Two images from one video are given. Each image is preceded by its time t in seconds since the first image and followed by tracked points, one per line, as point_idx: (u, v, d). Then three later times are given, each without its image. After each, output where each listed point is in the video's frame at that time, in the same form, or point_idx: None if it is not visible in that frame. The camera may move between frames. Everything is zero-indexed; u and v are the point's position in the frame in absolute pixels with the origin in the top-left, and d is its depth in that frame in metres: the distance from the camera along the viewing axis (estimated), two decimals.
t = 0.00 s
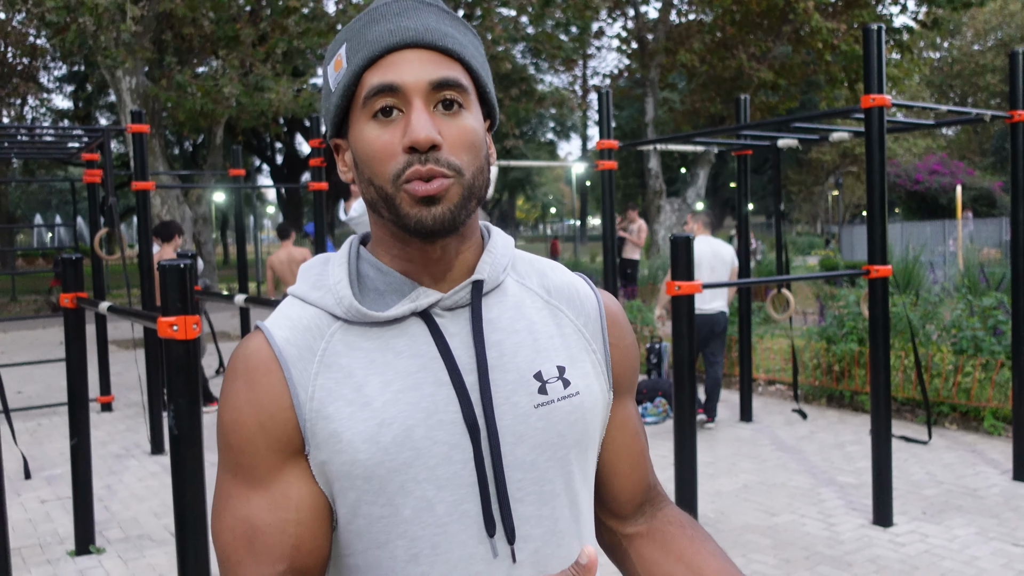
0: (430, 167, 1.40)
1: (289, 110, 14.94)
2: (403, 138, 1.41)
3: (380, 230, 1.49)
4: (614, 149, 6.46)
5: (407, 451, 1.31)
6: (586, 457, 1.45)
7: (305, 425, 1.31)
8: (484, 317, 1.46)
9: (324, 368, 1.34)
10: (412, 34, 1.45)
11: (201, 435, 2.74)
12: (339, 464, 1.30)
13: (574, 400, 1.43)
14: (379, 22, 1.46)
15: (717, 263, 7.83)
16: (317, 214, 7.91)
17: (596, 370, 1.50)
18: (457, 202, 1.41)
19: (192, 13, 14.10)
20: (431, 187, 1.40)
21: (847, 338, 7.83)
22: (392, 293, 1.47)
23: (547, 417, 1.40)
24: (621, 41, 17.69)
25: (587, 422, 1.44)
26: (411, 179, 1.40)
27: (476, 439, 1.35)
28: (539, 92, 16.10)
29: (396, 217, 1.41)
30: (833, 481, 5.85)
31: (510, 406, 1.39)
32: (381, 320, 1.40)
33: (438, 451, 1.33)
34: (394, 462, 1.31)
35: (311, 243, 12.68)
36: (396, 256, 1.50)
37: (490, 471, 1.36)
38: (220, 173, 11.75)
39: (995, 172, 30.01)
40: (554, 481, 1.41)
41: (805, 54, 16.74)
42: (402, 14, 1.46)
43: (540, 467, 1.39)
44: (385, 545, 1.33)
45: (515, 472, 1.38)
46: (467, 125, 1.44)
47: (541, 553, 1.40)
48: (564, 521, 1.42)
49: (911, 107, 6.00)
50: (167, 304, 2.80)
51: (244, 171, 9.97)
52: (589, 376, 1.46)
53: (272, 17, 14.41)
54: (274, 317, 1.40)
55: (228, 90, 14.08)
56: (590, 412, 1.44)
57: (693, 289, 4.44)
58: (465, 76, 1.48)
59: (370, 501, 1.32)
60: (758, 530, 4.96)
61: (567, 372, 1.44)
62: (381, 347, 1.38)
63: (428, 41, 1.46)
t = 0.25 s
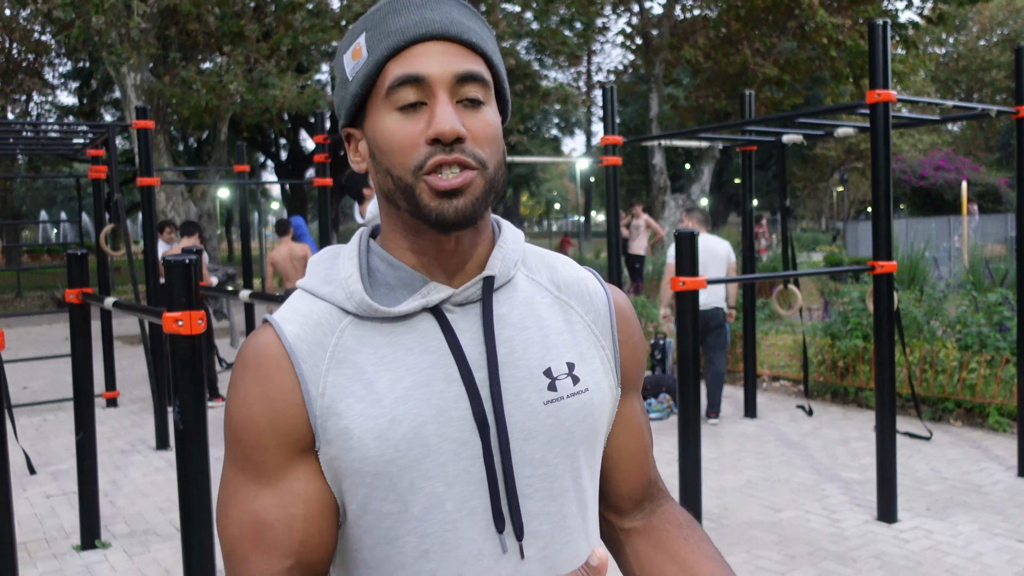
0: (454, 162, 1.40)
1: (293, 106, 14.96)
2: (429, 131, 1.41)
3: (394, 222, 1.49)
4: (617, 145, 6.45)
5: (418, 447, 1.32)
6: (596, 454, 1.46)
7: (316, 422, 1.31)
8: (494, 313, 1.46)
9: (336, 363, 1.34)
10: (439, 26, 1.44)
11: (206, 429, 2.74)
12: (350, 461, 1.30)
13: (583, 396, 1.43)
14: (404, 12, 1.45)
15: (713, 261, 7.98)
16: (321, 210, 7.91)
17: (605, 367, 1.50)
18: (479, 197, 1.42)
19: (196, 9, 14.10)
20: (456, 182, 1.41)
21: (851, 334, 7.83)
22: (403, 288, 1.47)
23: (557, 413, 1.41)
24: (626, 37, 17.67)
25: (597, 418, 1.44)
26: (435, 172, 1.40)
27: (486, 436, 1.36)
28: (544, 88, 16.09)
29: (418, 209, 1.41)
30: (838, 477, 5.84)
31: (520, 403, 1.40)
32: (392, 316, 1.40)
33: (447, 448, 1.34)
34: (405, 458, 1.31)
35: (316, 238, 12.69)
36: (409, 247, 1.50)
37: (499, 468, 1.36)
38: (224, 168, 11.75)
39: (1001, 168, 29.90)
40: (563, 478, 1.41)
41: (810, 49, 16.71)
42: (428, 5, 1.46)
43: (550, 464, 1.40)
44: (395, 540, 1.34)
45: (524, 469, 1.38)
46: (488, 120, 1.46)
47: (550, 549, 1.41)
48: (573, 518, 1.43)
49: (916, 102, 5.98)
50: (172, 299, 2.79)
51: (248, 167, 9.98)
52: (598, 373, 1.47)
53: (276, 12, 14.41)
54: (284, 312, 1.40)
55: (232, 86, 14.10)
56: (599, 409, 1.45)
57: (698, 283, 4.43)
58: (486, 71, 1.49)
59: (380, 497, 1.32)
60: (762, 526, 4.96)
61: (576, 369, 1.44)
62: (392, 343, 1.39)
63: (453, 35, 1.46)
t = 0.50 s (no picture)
0: (483, 157, 1.41)
1: (296, 101, 14.97)
2: (461, 124, 1.41)
3: (411, 215, 1.49)
4: (620, 140, 6.43)
5: (430, 440, 1.32)
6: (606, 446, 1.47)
7: (328, 413, 1.30)
8: (505, 306, 1.46)
9: (347, 355, 1.34)
10: (468, 20, 1.44)
11: (209, 424, 2.74)
12: (361, 453, 1.30)
13: (593, 389, 1.44)
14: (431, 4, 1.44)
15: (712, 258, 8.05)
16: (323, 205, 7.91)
17: (613, 361, 1.51)
18: (505, 193, 1.43)
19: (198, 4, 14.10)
20: (484, 176, 1.41)
21: (854, 330, 7.83)
22: (414, 280, 1.47)
23: (567, 406, 1.41)
24: (628, 32, 17.66)
25: (607, 411, 1.45)
26: (464, 167, 1.41)
27: (497, 429, 1.36)
28: (546, 84, 16.08)
29: (445, 202, 1.41)
30: (840, 472, 5.84)
31: (531, 395, 1.40)
32: (404, 309, 1.40)
33: (459, 440, 1.34)
34: (417, 450, 1.31)
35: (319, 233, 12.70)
36: (425, 240, 1.49)
37: (511, 460, 1.37)
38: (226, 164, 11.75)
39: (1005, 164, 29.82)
40: (573, 470, 1.42)
41: (814, 44, 16.69)
42: None
43: (560, 456, 1.41)
44: (406, 533, 1.34)
45: (534, 462, 1.39)
46: (514, 116, 1.47)
47: (560, 542, 1.41)
48: (582, 510, 1.44)
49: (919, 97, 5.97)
50: (174, 294, 2.78)
51: (251, 162, 9.98)
52: (607, 365, 1.48)
53: (278, 7, 14.40)
54: (293, 304, 1.39)
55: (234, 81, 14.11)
56: (610, 402, 1.46)
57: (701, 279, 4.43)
58: (510, 67, 1.49)
59: (391, 490, 1.32)
60: (764, 521, 4.96)
61: (586, 362, 1.45)
62: (404, 335, 1.39)
63: (482, 30, 1.46)
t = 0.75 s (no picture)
0: (496, 146, 1.41)
1: (296, 96, 14.96)
2: (473, 112, 1.40)
3: (422, 207, 1.49)
4: (621, 135, 6.42)
5: (441, 433, 1.32)
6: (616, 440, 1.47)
7: (339, 408, 1.30)
8: (515, 301, 1.46)
9: (357, 349, 1.34)
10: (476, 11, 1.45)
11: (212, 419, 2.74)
12: (373, 447, 1.30)
13: (602, 383, 1.44)
14: None
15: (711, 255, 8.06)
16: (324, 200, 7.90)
17: (620, 356, 1.51)
18: (519, 182, 1.43)
19: None
20: (496, 164, 1.41)
21: (854, 325, 7.84)
22: (424, 275, 1.47)
23: (576, 401, 1.42)
24: (629, 27, 17.64)
25: (615, 405, 1.46)
26: (477, 156, 1.40)
27: (506, 424, 1.36)
28: (547, 78, 16.06)
29: (458, 193, 1.41)
30: (840, 467, 5.85)
31: (541, 388, 1.40)
32: (413, 303, 1.41)
33: (469, 435, 1.34)
34: (429, 444, 1.31)
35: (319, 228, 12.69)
36: (436, 234, 1.49)
37: (521, 455, 1.37)
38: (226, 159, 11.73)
39: (1006, 159, 29.78)
40: (583, 464, 1.43)
41: (815, 38, 16.68)
42: None
43: (571, 450, 1.41)
44: (417, 528, 1.34)
45: (544, 455, 1.39)
46: (524, 106, 1.47)
47: (571, 535, 1.41)
48: (591, 503, 1.44)
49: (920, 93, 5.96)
50: (175, 288, 2.77)
51: (252, 157, 9.97)
52: (615, 359, 1.48)
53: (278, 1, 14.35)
54: (302, 298, 1.39)
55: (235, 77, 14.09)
56: (618, 396, 1.46)
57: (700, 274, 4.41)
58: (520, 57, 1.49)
59: (402, 484, 1.32)
60: (765, 515, 4.97)
61: (594, 356, 1.46)
62: (414, 329, 1.39)
63: (490, 21, 1.46)
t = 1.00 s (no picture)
0: (499, 136, 1.40)
1: (297, 91, 14.97)
2: (475, 103, 1.40)
3: (427, 203, 1.49)
4: (621, 131, 6.40)
5: (446, 429, 1.32)
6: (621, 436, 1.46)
7: (344, 402, 1.31)
8: (520, 296, 1.46)
9: (363, 345, 1.34)
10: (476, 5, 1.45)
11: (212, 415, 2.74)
12: (378, 442, 1.30)
13: (607, 379, 1.44)
14: None
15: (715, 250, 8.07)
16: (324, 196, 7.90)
17: (626, 353, 1.51)
18: (523, 173, 1.42)
19: None
20: (500, 154, 1.40)
21: (854, 321, 7.85)
22: (430, 271, 1.47)
23: (581, 396, 1.41)
24: (630, 22, 17.65)
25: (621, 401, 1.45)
26: (481, 147, 1.39)
27: (511, 419, 1.36)
28: (547, 74, 16.06)
29: (462, 185, 1.40)
30: (840, 462, 5.85)
31: (547, 384, 1.40)
32: (419, 298, 1.41)
33: (474, 430, 1.34)
34: (434, 439, 1.31)
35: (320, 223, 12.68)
36: (442, 228, 1.49)
37: (526, 450, 1.36)
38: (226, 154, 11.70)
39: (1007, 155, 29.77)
40: (588, 460, 1.42)
41: (815, 34, 16.68)
42: None
43: (576, 445, 1.41)
44: (422, 522, 1.34)
45: (549, 452, 1.39)
46: (528, 97, 1.46)
47: (577, 532, 1.41)
48: (596, 500, 1.44)
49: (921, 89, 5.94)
50: (175, 284, 2.78)
51: (251, 152, 9.96)
52: (621, 356, 1.48)
53: None
54: (308, 294, 1.40)
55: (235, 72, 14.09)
56: (624, 392, 1.46)
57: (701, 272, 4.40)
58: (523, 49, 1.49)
59: (406, 479, 1.32)
60: (765, 511, 4.97)
61: (600, 352, 1.45)
62: (420, 324, 1.39)
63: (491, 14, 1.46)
